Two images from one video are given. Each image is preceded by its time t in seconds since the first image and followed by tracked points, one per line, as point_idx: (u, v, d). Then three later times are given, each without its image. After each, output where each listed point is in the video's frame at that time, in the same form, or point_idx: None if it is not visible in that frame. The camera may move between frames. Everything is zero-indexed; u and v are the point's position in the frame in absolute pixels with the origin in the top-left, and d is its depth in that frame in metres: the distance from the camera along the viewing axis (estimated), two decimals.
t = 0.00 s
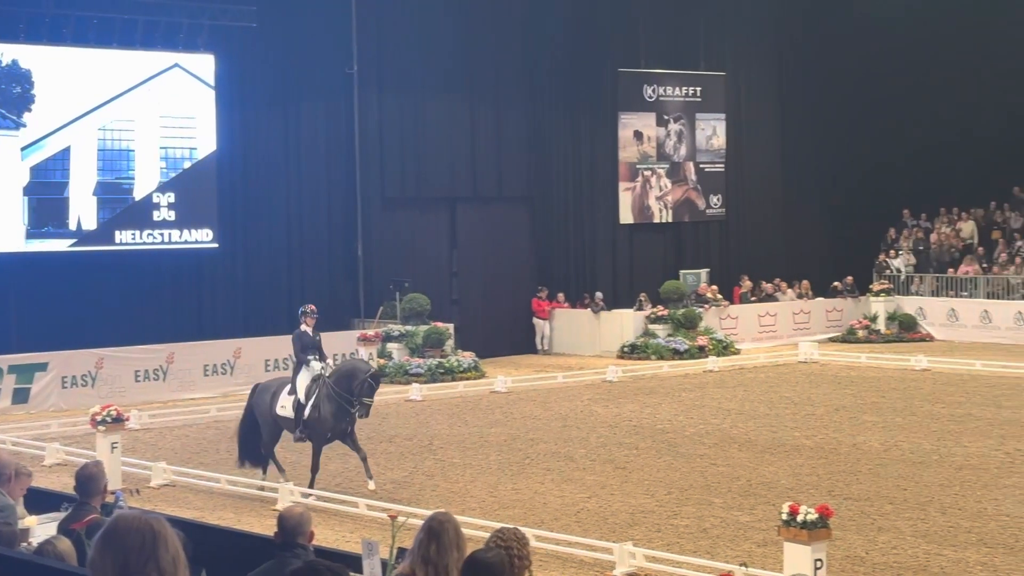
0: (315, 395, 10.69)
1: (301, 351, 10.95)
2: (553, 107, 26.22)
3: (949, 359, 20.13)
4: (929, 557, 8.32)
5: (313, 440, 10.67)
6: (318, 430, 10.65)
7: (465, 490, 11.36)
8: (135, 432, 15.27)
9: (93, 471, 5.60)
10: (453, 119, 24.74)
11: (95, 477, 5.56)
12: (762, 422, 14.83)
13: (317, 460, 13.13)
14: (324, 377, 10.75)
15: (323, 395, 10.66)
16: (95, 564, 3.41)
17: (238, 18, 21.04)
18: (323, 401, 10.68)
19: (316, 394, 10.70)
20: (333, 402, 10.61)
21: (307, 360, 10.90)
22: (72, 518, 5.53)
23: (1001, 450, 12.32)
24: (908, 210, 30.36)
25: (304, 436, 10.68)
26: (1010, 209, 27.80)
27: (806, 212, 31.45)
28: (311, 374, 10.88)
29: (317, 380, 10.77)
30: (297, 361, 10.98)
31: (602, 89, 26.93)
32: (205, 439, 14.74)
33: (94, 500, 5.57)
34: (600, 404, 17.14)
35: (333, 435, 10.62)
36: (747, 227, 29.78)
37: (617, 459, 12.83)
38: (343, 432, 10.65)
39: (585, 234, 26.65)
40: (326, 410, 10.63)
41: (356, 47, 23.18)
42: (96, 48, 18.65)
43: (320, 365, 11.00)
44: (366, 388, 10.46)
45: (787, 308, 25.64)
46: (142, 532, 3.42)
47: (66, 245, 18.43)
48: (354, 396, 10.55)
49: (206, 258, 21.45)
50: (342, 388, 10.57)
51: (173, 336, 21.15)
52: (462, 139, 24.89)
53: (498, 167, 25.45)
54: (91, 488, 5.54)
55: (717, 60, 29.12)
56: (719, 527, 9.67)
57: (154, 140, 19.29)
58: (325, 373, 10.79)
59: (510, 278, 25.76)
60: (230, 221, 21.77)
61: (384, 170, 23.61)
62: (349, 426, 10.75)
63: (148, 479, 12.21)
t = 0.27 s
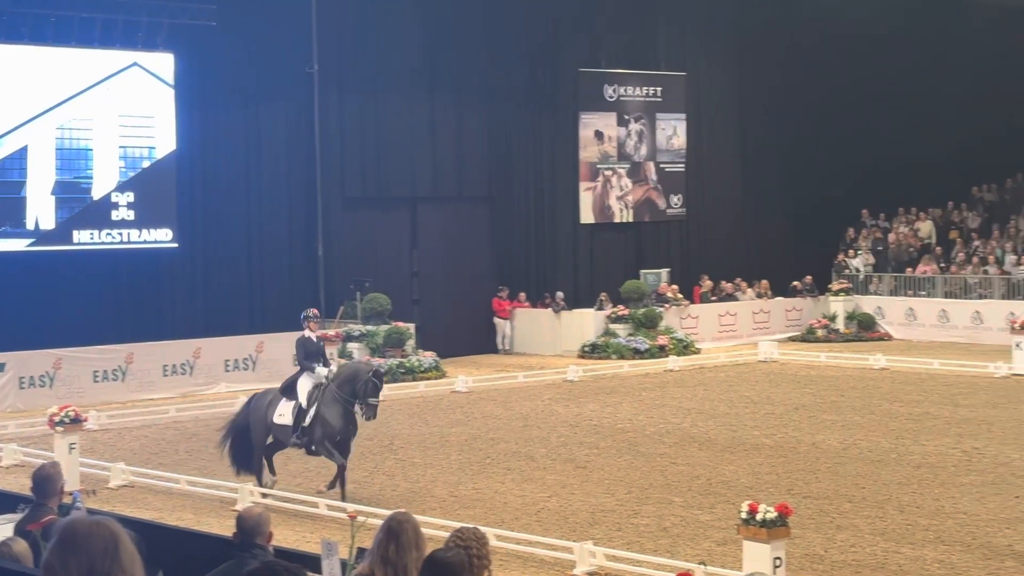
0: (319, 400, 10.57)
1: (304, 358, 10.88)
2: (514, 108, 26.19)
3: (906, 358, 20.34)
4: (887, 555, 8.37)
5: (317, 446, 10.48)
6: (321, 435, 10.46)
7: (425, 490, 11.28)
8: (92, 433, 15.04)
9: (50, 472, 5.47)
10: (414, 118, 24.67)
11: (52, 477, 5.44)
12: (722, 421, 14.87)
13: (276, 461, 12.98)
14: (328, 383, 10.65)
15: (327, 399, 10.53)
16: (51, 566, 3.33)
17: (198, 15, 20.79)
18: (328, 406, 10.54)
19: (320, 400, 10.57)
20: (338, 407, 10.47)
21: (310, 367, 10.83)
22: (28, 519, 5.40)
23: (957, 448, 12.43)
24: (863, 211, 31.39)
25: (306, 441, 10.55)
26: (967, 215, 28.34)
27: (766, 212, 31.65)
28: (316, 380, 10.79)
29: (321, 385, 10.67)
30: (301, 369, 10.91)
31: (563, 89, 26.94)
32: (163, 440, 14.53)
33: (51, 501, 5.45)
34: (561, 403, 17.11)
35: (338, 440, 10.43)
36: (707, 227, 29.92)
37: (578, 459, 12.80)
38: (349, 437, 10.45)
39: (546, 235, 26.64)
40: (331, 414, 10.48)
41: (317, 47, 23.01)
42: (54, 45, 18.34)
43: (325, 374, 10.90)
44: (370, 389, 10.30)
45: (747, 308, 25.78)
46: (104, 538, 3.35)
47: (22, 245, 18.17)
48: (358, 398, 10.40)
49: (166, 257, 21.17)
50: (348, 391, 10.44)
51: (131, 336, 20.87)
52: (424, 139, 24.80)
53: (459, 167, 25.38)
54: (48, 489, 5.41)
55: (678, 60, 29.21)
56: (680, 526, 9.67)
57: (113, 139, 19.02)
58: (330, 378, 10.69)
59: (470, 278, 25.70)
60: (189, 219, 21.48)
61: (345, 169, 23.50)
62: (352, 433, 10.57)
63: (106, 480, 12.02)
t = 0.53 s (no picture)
0: (319, 395, 10.05)
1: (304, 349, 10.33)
2: (470, 108, 26.13)
3: (861, 357, 20.54)
4: (843, 553, 8.40)
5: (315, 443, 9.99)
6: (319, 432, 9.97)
7: (382, 490, 11.18)
8: (45, 433, 14.78)
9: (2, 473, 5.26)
10: (371, 118, 24.52)
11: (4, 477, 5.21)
12: (679, 420, 14.90)
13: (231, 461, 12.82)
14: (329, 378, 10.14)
15: (329, 396, 10.03)
16: None
17: (154, 11, 20.51)
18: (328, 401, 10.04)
19: (321, 395, 10.06)
20: (339, 404, 9.98)
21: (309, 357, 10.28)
22: None
23: (912, 446, 12.55)
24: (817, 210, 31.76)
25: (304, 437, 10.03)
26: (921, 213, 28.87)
27: (723, 212, 31.81)
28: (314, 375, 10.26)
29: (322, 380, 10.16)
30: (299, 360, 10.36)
31: (521, 89, 26.92)
32: (118, 440, 14.30)
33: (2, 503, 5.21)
34: (519, 402, 17.06)
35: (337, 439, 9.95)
36: (664, 227, 30.03)
37: (535, 458, 12.76)
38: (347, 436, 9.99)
39: (504, 235, 26.60)
40: (331, 412, 9.99)
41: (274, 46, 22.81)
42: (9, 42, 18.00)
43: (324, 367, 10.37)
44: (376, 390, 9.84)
45: (704, 307, 25.91)
46: (54, 544, 3.07)
47: None
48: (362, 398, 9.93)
49: (122, 256, 20.85)
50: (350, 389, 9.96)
51: (87, 337, 20.56)
52: (380, 138, 24.67)
53: (416, 167, 25.27)
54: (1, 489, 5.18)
55: (635, 60, 29.28)
56: (637, 525, 9.65)
57: (68, 138, 18.70)
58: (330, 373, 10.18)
59: (428, 278, 25.55)
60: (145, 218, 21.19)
61: (301, 168, 23.29)
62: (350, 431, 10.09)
63: (61, 480, 11.82)
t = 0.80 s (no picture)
0: (323, 413, 9.70)
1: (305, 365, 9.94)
2: (430, 107, 26.01)
3: (819, 355, 20.71)
4: (801, 550, 8.43)
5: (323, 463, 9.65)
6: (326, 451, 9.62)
7: (341, 489, 11.08)
8: None
9: None
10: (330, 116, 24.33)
11: None
12: (639, 419, 14.93)
13: (189, 460, 12.66)
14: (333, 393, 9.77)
15: (334, 412, 9.67)
16: None
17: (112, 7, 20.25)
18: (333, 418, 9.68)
19: (325, 412, 9.70)
20: (344, 420, 9.62)
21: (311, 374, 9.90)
22: None
23: (870, 444, 12.66)
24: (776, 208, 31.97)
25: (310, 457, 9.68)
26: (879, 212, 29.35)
27: (683, 211, 31.92)
28: (316, 394, 9.89)
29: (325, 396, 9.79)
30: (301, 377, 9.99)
31: (481, 87, 26.87)
32: (75, 440, 14.08)
33: None
34: (479, 401, 17.01)
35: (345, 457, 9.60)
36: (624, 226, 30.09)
37: (495, 457, 12.72)
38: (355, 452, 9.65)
39: (464, 234, 26.51)
40: (335, 429, 9.63)
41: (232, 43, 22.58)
42: None
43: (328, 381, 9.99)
44: (380, 402, 9.47)
45: (663, 306, 25.99)
46: None
47: None
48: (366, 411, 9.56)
49: (79, 254, 20.57)
50: (355, 403, 9.59)
51: (41, 337, 20.25)
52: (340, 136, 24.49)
53: (376, 166, 25.11)
54: None
55: (594, 59, 29.29)
56: (596, 523, 9.64)
57: (24, 136, 18.40)
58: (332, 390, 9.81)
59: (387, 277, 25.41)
60: (102, 216, 20.92)
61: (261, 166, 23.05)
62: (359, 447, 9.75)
63: (15, 481, 11.62)
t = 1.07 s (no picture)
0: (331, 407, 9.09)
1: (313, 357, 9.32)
2: (382, 105, 25.86)
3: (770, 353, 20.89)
4: (751, 547, 8.47)
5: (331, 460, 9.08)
6: (334, 447, 9.04)
7: (292, 489, 10.95)
8: None
9: None
10: (280, 112, 24.09)
11: None
12: (591, 417, 14.94)
13: (137, 459, 12.45)
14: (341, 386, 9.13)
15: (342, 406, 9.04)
16: None
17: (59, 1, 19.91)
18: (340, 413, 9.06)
19: (334, 406, 9.09)
20: (352, 415, 8.98)
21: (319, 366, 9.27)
22: None
23: (820, 441, 12.76)
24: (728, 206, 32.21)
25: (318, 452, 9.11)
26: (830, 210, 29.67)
27: (635, 210, 32.03)
28: (325, 383, 9.30)
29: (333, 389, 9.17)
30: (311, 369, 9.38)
31: (433, 84, 26.78)
32: (21, 439, 13.79)
33: None
34: (431, 399, 16.93)
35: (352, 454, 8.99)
36: (576, 225, 30.13)
37: (447, 455, 12.65)
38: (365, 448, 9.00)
39: (417, 232, 26.38)
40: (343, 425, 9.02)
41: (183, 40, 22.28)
42: None
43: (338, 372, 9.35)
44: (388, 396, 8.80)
45: (615, 304, 26.06)
46: None
47: None
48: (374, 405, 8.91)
49: (26, 251, 20.19)
50: (362, 397, 8.93)
51: None
52: (291, 132, 24.26)
53: (328, 165, 24.90)
54: None
55: (546, 57, 29.31)
56: (548, 521, 9.61)
57: None
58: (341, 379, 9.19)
59: (338, 275, 25.20)
60: (51, 213, 20.57)
61: (211, 163, 22.75)
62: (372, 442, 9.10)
63: None
